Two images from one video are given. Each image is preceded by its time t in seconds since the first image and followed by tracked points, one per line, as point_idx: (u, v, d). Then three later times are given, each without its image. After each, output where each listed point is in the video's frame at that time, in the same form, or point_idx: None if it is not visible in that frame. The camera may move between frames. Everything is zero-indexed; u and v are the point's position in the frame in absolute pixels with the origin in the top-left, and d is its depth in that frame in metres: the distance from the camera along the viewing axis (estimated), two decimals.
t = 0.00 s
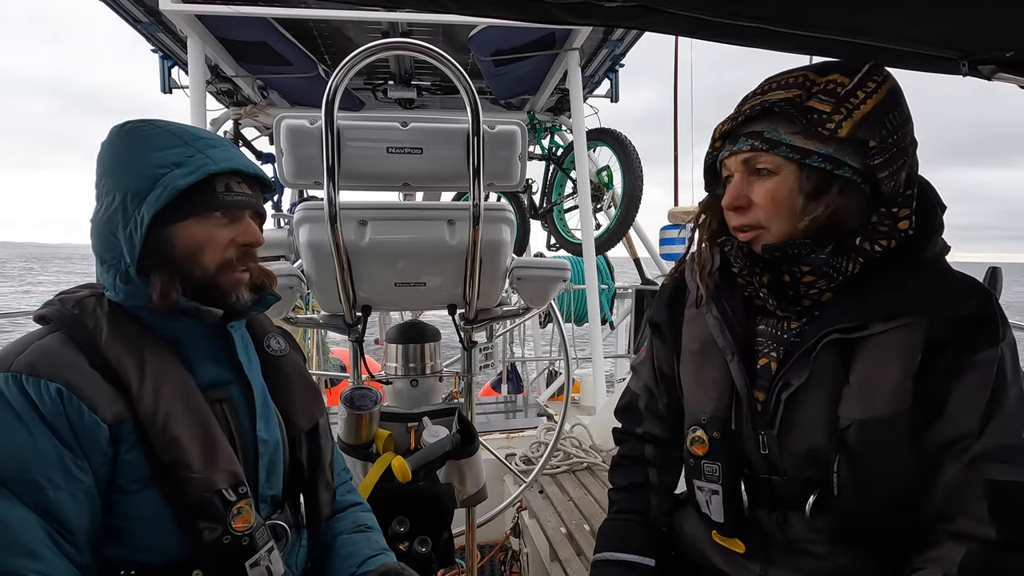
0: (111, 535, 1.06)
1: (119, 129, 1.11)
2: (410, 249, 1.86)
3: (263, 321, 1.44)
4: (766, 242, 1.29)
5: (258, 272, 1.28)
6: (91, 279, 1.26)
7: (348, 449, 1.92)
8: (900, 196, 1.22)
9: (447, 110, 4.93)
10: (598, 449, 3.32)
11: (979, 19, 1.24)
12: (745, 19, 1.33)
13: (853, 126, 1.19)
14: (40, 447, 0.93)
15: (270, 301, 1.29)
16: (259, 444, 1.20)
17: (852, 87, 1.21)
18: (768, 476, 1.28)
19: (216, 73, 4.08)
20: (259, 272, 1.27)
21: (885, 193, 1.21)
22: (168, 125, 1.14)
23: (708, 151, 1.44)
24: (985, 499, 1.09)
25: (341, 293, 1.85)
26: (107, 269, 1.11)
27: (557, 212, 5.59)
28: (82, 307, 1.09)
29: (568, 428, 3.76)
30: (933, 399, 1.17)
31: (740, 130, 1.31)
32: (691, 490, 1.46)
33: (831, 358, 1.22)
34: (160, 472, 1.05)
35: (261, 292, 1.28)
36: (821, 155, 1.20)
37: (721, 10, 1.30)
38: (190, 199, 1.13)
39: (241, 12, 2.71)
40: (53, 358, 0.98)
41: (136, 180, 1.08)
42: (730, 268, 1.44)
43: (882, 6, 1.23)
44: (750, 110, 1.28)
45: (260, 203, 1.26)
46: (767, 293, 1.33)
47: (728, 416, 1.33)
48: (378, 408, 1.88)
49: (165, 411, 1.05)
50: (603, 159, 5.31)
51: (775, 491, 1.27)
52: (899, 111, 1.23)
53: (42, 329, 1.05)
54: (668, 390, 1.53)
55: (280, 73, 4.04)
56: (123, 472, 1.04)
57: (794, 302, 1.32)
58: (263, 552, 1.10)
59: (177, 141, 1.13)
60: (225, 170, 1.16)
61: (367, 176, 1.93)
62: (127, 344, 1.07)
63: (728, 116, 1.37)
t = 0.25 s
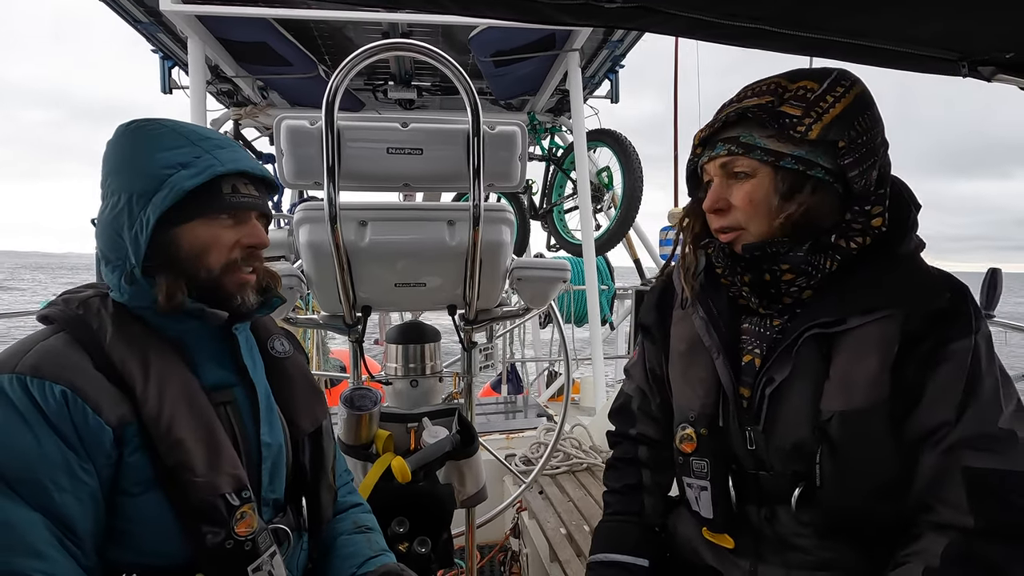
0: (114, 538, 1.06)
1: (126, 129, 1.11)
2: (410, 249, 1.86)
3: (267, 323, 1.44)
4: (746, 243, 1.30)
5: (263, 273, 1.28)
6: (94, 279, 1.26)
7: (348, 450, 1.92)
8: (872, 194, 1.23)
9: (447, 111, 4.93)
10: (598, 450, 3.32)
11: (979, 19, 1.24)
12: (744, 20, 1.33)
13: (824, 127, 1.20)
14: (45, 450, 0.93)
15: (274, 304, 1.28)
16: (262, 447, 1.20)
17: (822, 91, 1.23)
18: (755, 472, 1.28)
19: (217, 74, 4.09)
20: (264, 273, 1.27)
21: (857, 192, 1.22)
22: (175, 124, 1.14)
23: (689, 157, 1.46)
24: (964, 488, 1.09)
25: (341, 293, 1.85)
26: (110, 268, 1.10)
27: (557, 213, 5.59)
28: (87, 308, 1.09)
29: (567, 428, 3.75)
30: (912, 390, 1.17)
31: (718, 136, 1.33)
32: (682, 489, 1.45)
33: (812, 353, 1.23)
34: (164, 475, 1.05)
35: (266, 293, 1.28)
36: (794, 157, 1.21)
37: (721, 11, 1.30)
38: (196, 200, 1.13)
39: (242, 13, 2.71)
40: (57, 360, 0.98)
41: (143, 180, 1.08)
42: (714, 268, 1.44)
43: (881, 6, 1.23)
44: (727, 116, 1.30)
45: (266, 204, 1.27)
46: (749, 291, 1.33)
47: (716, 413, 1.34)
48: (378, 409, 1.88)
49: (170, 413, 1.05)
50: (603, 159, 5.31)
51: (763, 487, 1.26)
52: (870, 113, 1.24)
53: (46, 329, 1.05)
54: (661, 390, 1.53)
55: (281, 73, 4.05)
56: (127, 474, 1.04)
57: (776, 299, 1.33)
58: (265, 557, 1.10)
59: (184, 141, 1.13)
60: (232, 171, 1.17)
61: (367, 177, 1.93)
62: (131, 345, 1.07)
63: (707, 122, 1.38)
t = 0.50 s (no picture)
0: (116, 541, 1.06)
1: (132, 129, 1.10)
2: (410, 249, 1.86)
3: (273, 325, 1.44)
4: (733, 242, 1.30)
5: (272, 276, 1.27)
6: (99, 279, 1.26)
7: (347, 450, 1.92)
8: (855, 194, 1.23)
9: (448, 112, 4.93)
10: (597, 452, 3.32)
11: (981, 21, 1.24)
12: (744, 22, 1.33)
13: (807, 129, 1.21)
14: (49, 453, 0.93)
15: (281, 306, 1.29)
16: (266, 452, 1.20)
17: (805, 96, 1.24)
18: (745, 469, 1.28)
19: (218, 74, 4.10)
20: (272, 277, 1.26)
21: (839, 192, 1.23)
22: (181, 124, 1.14)
23: (679, 162, 1.45)
24: (946, 480, 1.08)
25: (342, 294, 1.85)
26: (119, 270, 1.11)
27: (558, 214, 5.59)
28: (93, 309, 1.09)
29: (567, 430, 3.75)
30: (895, 385, 1.15)
31: (706, 139, 1.34)
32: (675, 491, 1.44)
33: (797, 350, 1.23)
34: (167, 479, 1.05)
35: (272, 296, 1.28)
36: (779, 158, 1.22)
37: (721, 13, 1.30)
38: (205, 202, 1.13)
39: (243, 13, 2.71)
40: (62, 362, 0.98)
41: (150, 182, 1.08)
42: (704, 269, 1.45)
43: (882, 8, 1.22)
44: (713, 120, 1.31)
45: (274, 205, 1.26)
46: (737, 291, 1.32)
47: (706, 412, 1.34)
48: (378, 409, 1.88)
49: (174, 417, 1.05)
50: (604, 161, 5.31)
51: (753, 485, 1.26)
52: (852, 118, 1.25)
53: (51, 329, 1.05)
54: (653, 392, 1.53)
55: (282, 73, 4.05)
56: (129, 478, 1.04)
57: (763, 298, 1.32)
58: (267, 564, 1.11)
59: (192, 143, 1.12)
60: (240, 172, 1.16)
61: (368, 177, 1.93)
62: (137, 347, 1.07)
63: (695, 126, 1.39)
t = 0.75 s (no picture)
0: (116, 539, 1.06)
1: (140, 128, 1.10)
2: (410, 250, 1.86)
3: (275, 325, 1.44)
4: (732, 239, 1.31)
5: (274, 276, 1.28)
6: (102, 279, 1.26)
7: (346, 450, 1.91)
8: (855, 194, 1.23)
9: (449, 113, 4.94)
10: (596, 455, 3.32)
11: (983, 26, 1.23)
12: (746, 26, 1.33)
13: (810, 128, 1.23)
14: (51, 451, 0.93)
15: (284, 306, 1.31)
16: (266, 452, 1.20)
17: (808, 98, 1.26)
18: (742, 470, 1.27)
19: (220, 74, 4.10)
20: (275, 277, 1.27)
21: (839, 191, 1.23)
22: (187, 124, 1.14)
23: (680, 163, 1.48)
24: (940, 481, 1.09)
25: (341, 294, 1.85)
26: (123, 268, 1.11)
27: (558, 216, 5.59)
28: (97, 307, 1.09)
29: (566, 432, 3.75)
30: (890, 384, 1.17)
31: (710, 138, 1.35)
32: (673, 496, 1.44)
33: (793, 351, 1.23)
34: (167, 479, 1.05)
35: (276, 297, 1.31)
36: (783, 157, 1.23)
37: (723, 17, 1.30)
38: (211, 202, 1.13)
39: (246, 13, 2.72)
40: (65, 360, 0.98)
41: (157, 181, 1.07)
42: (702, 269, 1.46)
43: (884, 12, 1.22)
44: (718, 119, 1.33)
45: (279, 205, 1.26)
46: (734, 289, 1.33)
47: (703, 413, 1.34)
48: (376, 410, 1.88)
49: (176, 417, 1.05)
50: (605, 164, 5.31)
51: (749, 485, 1.26)
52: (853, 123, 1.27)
53: (55, 325, 1.05)
54: (651, 395, 1.54)
55: (284, 74, 4.05)
56: (130, 477, 1.04)
57: (760, 298, 1.33)
58: (265, 564, 1.11)
59: (199, 142, 1.12)
60: (246, 173, 1.16)
61: (369, 178, 1.93)
62: (140, 347, 1.07)
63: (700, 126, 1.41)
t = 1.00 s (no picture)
0: (113, 538, 1.06)
1: (143, 127, 1.10)
2: (411, 251, 1.86)
3: (275, 325, 1.44)
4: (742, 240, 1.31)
5: (274, 277, 1.28)
6: (103, 276, 1.26)
7: (345, 451, 1.91)
8: (870, 198, 1.23)
9: (451, 115, 4.94)
10: (594, 458, 3.32)
11: (985, 32, 1.24)
12: (747, 30, 1.33)
13: (824, 130, 1.23)
14: (49, 448, 0.93)
15: (284, 306, 1.30)
16: (264, 453, 1.20)
17: (822, 100, 1.26)
18: (746, 475, 1.27)
19: (222, 73, 4.10)
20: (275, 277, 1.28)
21: (853, 195, 1.23)
22: (191, 123, 1.14)
23: (690, 163, 1.49)
24: (947, 489, 1.08)
25: (341, 295, 1.85)
26: (124, 266, 1.11)
27: (559, 218, 5.60)
28: (98, 304, 1.09)
29: (565, 435, 3.75)
30: (898, 390, 1.16)
31: (721, 139, 1.35)
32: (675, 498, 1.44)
33: (801, 355, 1.22)
34: (164, 478, 1.05)
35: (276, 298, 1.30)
36: (796, 158, 1.22)
37: (725, 21, 1.30)
38: (212, 202, 1.13)
39: (249, 13, 2.73)
40: (65, 357, 0.98)
41: (158, 180, 1.07)
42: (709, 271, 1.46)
43: (886, 18, 1.22)
44: (731, 120, 1.33)
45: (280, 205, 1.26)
46: (742, 291, 1.32)
47: (708, 417, 1.33)
48: (375, 411, 1.88)
49: (174, 415, 1.05)
50: (606, 167, 5.32)
51: (754, 490, 1.26)
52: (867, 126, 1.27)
53: (56, 322, 1.05)
54: (655, 396, 1.52)
55: (286, 74, 4.06)
56: (128, 475, 1.03)
57: (767, 301, 1.32)
58: (262, 565, 1.10)
59: (201, 142, 1.12)
60: (248, 173, 1.16)
61: (370, 179, 1.93)
62: (140, 345, 1.07)
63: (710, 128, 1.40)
